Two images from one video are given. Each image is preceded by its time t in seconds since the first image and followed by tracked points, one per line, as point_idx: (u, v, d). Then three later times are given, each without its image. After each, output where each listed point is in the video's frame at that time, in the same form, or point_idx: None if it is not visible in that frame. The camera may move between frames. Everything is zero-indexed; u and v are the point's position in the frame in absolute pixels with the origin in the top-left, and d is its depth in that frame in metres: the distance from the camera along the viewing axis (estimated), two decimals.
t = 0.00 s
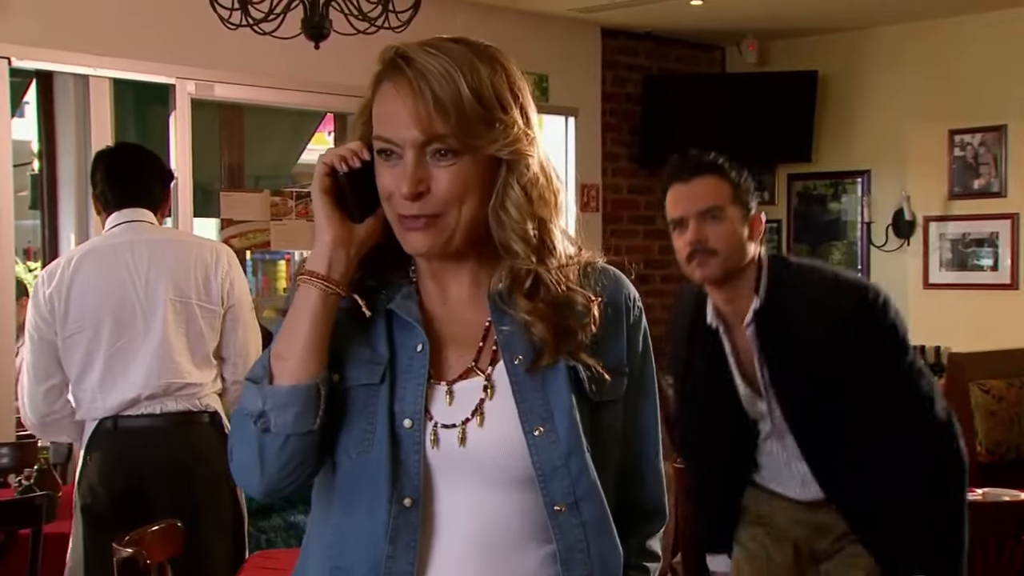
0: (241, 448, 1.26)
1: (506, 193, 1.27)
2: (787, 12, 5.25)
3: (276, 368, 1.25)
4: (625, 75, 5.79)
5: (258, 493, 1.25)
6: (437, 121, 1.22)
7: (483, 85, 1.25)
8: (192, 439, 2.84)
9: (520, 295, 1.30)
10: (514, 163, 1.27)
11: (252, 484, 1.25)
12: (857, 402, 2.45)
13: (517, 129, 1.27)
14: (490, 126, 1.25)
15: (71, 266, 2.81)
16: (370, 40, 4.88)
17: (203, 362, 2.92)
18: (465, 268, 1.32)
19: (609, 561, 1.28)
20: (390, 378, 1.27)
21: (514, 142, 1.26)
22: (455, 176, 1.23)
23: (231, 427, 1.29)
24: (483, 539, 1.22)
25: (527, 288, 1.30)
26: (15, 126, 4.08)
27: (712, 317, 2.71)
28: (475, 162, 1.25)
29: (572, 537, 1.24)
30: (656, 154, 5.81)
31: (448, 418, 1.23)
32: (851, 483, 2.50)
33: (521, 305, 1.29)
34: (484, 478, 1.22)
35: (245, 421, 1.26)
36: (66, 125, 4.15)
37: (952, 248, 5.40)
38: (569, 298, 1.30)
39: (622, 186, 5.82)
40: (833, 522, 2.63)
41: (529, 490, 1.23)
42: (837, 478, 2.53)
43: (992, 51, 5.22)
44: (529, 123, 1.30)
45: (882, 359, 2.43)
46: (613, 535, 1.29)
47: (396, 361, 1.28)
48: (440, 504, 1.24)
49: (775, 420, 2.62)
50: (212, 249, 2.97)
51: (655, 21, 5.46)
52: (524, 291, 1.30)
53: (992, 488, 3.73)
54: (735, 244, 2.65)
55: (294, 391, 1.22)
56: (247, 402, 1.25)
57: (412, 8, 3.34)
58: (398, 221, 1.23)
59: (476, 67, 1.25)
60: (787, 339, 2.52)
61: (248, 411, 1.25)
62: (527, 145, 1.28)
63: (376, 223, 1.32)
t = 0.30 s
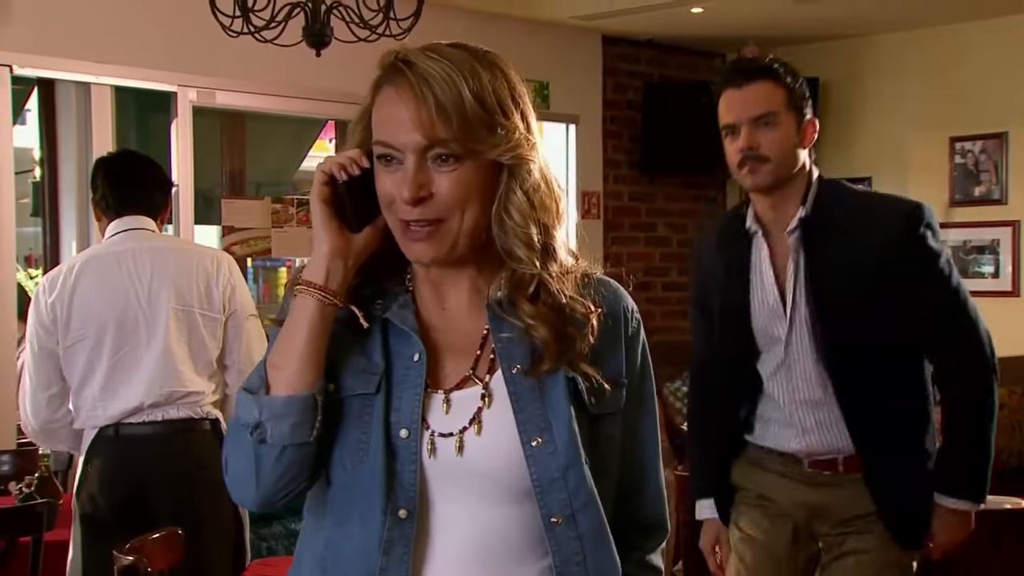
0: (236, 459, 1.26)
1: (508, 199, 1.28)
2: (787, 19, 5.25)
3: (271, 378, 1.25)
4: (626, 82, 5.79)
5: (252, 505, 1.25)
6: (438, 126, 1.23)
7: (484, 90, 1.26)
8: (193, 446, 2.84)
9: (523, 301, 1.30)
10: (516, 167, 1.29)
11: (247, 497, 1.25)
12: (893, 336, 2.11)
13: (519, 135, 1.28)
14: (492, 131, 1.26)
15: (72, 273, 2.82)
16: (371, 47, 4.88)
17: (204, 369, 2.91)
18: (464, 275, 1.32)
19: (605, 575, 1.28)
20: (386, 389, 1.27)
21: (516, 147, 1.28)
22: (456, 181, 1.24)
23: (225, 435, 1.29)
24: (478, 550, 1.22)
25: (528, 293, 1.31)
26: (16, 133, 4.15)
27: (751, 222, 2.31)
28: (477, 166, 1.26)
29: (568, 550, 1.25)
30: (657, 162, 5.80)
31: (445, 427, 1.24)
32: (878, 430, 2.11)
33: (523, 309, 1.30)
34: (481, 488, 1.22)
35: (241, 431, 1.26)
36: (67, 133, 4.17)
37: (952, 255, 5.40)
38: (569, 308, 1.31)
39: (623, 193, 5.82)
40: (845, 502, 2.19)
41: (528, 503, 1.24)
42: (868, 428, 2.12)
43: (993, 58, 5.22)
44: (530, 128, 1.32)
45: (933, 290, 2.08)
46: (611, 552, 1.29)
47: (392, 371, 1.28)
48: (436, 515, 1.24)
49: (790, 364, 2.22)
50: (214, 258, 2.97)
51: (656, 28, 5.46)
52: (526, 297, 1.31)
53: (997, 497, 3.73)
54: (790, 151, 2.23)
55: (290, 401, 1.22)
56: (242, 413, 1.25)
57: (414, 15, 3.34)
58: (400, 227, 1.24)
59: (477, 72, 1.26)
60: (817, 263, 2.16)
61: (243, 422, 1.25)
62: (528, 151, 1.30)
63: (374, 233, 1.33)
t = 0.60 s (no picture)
0: (230, 468, 1.27)
1: (505, 207, 1.29)
2: (788, 30, 5.26)
3: (266, 388, 1.26)
4: (626, 92, 5.80)
5: (245, 515, 1.26)
6: (436, 132, 1.24)
7: (482, 98, 1.27)
8: (190, 458, 2.85)
9: (520, 310, 1.30)
10: (512, 175, 1.29)
11: (241, 506, 1.25)
12: (898, 332, 2.06)
13: (515, 144, 1.29)
14: (489, 137, 1.27)
15: (71, 282, 2.82)
16: (371, 58, 4.89)
17: (201, 382, 2.91)
18: (461, 285, 1.33)
19: None
20: (382, 401, 1.27)
21: (512, 154, 1.28)
22: (454, 187, 1.25)
23: (219, 444, 1.30)
24: (476, 563, 1.22)
25: (525, 302, 1.31)
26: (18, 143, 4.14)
27: (766, 201, 2.30)
28: (474, 172, 1.26)
29: (567, 562, 1.25)
30: (657, 172, 5.81)
31: (442, 440, 1.24)
32: (874, 424, 2.06)
33: (520, 317, 1.30)
34: (479, 502, 1.23)
35: (235, 440, 1.26)
36: (69, 145, 4.22)
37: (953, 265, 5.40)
38: (566, 319, 1.31)
39: (623, 204, 5.83)
40: (833, 522, 2.14)
41: (526, 515, 1.24)
42: (862, 422, 2.06)
43: (993, 68, 5.23)
44: (527, 137, 1.32)
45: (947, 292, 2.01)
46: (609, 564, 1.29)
47: (389, 382, 1.28)
48: (432, 528, 1.24)
49: (788, 356, 2.17)
50: (214, 270, 2.97)
51: (656, 39, 5.47)
52: (523, 306, 1.31)
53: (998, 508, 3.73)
54: (816, 138, 2.17)
55: (284, 410, 1.22)
56: (236, 421, 1.26)
57: (414, 26, 3.34)
58: (398, 233, 1.25)
59: (474, 80, 1.27)
60: (827, 255, 2.11)
61: (237, 430, 1.26)
62: (525, 158, 1.30)
63: (369, 242, 1.33)
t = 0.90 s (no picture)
0: (234, 479, 1.27)
1: (502, 213, 1.29)
2: (791, 37, 5.26)
3: (268, 398, 1.26)
4: (628, 99, 5.80)
5: (249, 525, 1.26)
6: (432, 140, 1.24)
7: (478, 105, 1.27)
8: (194, 465, 2.85)
9: (518, 317, 1.30)
10: (510, 181, 1.29)
11: (244, 516, 1.25)
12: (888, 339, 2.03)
13: (511, 149, 1.29)
14: (485, 144, 1.27)
15: (76, 290, 2.81)
16: (373, 65, 4.90)
17: (205, 390, 2.92)
18: (460, 292, 1.33)
19: None
20: (383, 409, 1.27)
21: (509, 159, 1.28)
22: (451, 193, 1.25)
23: (221, 453, 1.30)
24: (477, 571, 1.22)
25: (524, 309, 1.31)
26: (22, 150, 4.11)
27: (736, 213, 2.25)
28: (470, 179, 1.27)
29: (567, 570, 1.25)
30: (659, 180, 5.81)
31: (442, 448, 1.24)
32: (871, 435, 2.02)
33: (519, 325, 1.30)
34: (479, 509, 1.23)
35: (238, 450, 1.26)
36: (72, 151, 4.19)
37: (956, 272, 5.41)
38: (565, 325, 1.31)
39: (625, 211, 5.82)
40: (827, 554, 2.09)
41: (527, 523, 1.24)
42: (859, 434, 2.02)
43: (995, 76, 5.24)
44: (524, 143, 1.32)
45: (936, 293, 1.98)
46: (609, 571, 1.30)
47: (389, 390, 1.28)
48: (434, 536, 1.24)
49: (771, 374, 2.11)
50: (218, 277, 2.98)
51: (659, 46, 5.47)
52: (522, 313, 1.31)
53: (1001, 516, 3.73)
54: (787, 152, 2.12)
55: (287, 419, 1.22)
56: (238, 431, 1.26)
57: (415, 34, 3.34)
58: (395, 238, 1.25)
59: (470, 87, 1.27)
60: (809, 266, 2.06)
61: (240, 440, 1.26)
62: (522, 164, 1.30)
63: (369, 250, 1.33)
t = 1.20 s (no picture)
0: (262, 493, 1.27)
1: (519, 222, 1.29)
2: (806, 39, 5.25)
3: (294, 410, 1.26)
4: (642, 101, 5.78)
5: (280, 538, 1.25)
6: (452, 147, 1.24)
7: (497, 114, 1.27)
8: (210, 465, 2.85)
9: (529, 326, 1.30)
10: (527, 191, 1.30)
11: (275, 529, 1.25)
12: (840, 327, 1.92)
13: (529, 160, 1.30)
14: (504, 153, 1.27)
15: (92, 292, 2.84)
16: (387, 67, 4.91)
17: (219, 391, 2.93)
18: (475, 300, 1.33)
19: None
20: (401, 414, 1.28)
21: (526, 170, 1.29)
22: (469, 201, 1.26)
23: (249, 467, 1.30)
24: None
25: (535, 319, 1.31)
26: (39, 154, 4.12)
27: (675, 208, 2.16)
28: (488, 187, 1.27)
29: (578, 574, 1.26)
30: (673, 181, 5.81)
31: (457, 452, 1.25)
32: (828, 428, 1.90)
33: (529, 334, 1.30)
34: (492, 515, 1.24)
35: (267, 464, 1.26)
36: (88, 152, 4.27)
37: (972, 274, 5.40)
38: (575, 332, 1.31)
39: (639, 213, 5.82)
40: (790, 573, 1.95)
41: (537, 529, 1.25)
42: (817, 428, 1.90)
43: (1012, 77, 5.22)
44: (540, 153, 1.33)
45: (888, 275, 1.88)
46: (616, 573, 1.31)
47: (406, 395, 1.29)
48: (450, 540, 1.25)
49: (721, 371, 1.99)
50: (232, 279, 2.99)
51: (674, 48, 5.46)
52: (533, 323, 1.31)
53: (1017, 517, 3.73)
54: (717, 137, 2.05)
55: (314, 432, 1.23)
56: (267, 447, 1.26)
57: (431, 36, 3.34)
58: (411, 245, 1.26)
59: (489, 95, 1.27)
60: (756, 254, 1.95)
61: (269, 455, 1.26)
62: (539, 175, 1.31)
63: (385, 260, 1.34)
